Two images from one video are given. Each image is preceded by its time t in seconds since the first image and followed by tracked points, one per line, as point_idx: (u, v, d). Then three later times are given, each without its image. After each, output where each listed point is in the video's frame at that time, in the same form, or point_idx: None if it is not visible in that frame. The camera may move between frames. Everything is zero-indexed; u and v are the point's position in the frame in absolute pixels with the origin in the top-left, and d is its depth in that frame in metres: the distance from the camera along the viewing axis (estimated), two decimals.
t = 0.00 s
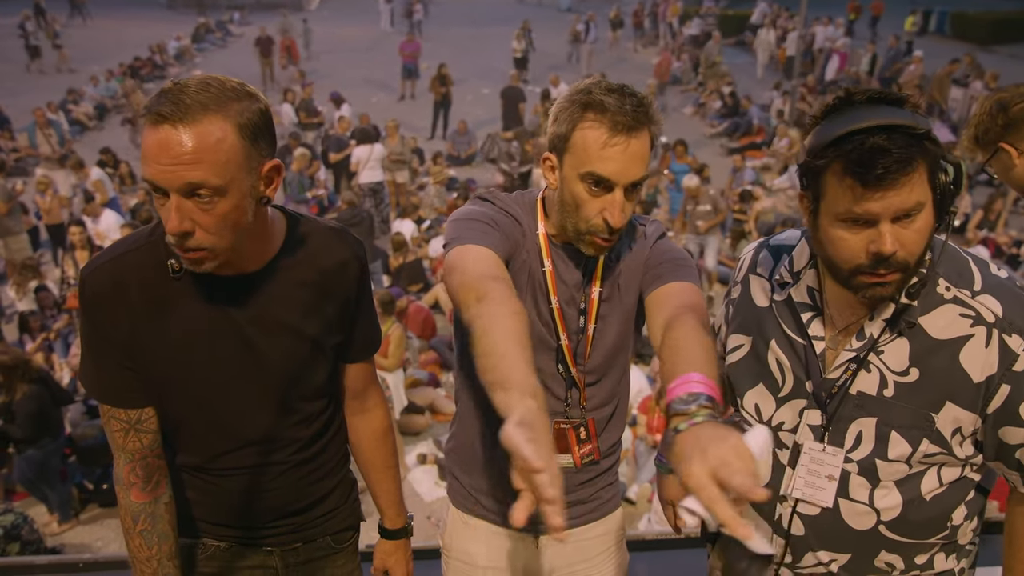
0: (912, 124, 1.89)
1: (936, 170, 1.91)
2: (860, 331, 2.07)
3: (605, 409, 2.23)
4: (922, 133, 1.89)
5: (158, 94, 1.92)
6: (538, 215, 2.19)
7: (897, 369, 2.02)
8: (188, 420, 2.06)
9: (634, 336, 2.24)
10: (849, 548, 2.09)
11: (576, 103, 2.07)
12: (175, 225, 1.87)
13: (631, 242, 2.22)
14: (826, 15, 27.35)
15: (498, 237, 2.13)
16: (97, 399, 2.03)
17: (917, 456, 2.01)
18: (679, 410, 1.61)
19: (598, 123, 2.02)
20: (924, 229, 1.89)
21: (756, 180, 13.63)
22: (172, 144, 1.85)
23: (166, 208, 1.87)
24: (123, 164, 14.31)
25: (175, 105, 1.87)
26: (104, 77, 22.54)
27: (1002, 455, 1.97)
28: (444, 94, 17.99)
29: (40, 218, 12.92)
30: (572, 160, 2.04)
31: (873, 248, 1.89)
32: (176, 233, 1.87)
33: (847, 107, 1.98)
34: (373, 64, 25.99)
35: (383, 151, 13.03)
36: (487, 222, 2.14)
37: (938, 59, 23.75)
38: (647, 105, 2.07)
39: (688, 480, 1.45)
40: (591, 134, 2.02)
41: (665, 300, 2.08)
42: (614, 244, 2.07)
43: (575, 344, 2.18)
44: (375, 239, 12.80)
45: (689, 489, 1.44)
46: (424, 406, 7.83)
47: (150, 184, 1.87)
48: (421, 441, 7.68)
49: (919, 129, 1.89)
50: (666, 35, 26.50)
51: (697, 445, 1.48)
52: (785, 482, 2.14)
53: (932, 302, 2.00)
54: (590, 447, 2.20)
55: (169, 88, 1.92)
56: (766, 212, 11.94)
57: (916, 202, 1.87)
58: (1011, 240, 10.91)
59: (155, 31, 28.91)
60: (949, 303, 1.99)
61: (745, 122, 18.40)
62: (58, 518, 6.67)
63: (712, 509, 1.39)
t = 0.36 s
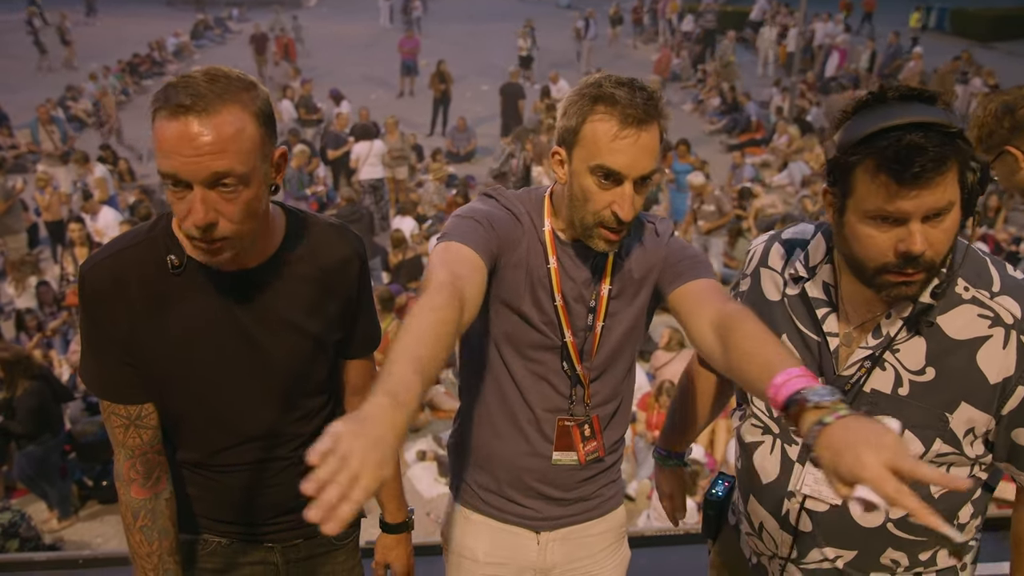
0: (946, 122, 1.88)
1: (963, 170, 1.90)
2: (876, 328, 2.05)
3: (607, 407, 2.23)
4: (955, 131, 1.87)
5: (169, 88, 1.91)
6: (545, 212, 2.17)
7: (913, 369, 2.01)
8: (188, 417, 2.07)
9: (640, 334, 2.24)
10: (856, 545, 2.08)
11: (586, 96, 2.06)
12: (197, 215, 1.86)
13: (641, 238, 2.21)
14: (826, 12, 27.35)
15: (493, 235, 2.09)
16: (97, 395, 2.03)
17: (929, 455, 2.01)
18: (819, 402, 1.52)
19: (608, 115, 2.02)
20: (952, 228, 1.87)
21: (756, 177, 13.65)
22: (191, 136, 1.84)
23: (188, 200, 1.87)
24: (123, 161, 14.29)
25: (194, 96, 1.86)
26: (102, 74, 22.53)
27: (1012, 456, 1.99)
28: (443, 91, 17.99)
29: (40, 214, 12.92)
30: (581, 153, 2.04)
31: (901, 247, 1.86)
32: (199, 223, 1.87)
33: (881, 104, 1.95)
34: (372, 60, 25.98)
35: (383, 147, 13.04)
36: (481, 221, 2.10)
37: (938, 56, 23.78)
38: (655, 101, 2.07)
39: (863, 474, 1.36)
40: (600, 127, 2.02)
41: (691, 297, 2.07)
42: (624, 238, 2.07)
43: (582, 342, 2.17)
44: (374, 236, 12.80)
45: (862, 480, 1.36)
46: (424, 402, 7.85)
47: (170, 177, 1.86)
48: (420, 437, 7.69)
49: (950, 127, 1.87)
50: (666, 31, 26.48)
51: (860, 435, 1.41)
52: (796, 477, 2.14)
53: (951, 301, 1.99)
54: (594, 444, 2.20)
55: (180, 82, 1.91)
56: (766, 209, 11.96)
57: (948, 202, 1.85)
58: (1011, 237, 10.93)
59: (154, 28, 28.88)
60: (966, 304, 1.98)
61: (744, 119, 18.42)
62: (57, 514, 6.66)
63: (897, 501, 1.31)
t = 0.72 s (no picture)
0: (972, 125, 1.87)
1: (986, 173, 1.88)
2: (891, 330, 2.06)
3: (608, 407, 2.24)
4: (979, 134, 1.86)
5: (192, 79, 1.92)
6: (547, 212, 2.17)
7: (927, 372, 2.01)
8: (190, 417, 2.07)
9: (643, 334, 2.24)
10: (864, 547, 2.08)
11: (589, 97, 2.07)
12: (230, 204, 1.88)
13: (643, 239, 2.21)
14: (826, 11, 27.36)
15: (489, 234, 2.08)
16: (98, 394, 2.03)
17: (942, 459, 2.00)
18: (851, 401, 1.49)
19: (612, 116, 2.02)
20: (974, 233, 1.86)
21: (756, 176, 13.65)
22: (227, 125, 1.87)
23: (220, 189, 1.88)
24: (123, 161, 14.29)
25: (227, 88, 1.90)
26: (102, 74, 22.54)
27: None
28: (443, 90, 18.00)
29: (39, 214, 12.93)
30: (585, 153, 2.04)
31: (924, 251, 1.86)
32: (227, 214, 1.88)
33: (907, 105, 1.95)
34: (372, 60, 25.99)
35: (383, 146, 13.05)
36: (478, 222, 2.08)
37: (937, 56, 23.82)
38: (658, 100, 2.07)
39: (901, 471, 1.32)
40: (604, 128, 2.02)
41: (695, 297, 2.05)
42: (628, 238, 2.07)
43: (584, 342, 2.17)
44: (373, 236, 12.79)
45: (901, 478, 1.31)
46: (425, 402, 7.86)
47: (199, 168, 1.86)
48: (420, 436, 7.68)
49: (974, 130, 1.86)
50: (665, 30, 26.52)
51: (898, 434, 1.37)
52: (805, 478, 2.13)
53: (969, 305, 1.99)
54: (597, 444, 2.20)
55: (203, 74, 1.93)
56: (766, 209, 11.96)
57: (972, 207, 1.83)
58: (1011, 236, 10.95)
59: (153, 28, 28.89)
60: (984, 308, 1.98)
61: (743, 117, 18.45)
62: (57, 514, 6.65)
63: (936, 497, 1.26)
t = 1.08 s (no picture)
0: (976, 126, 1.86)
1: (989, 174, 1.89)
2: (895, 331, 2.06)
3: (604, 403, 2.24)
4: (983, 134, 1.86)
5: (200, 75, 1.92)
6: (541, 211, 2.16)
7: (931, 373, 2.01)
8: (188, 415, 2.07)
9: (637, 331, 2.24)
10: (867, 548, 2.09)
11: (585, 99, 2.06)
12: (237, 197, 1.88)
13: (636, 235, 2.18)
14: (822, 10, 27.42)
15: (485, 231, 2.06)
16: (97, 394, 2.02)
17: (944, 461, 2.00)
18: (854, 335, 1.50)
19: (607, 119, 2.02)
20: (977, 232, 1.86)
21: (753, 175, 13.67)
22: (236, 118, 1.87)
23: (230, 182, 1.88)
24: (120, 161, 14.25)
25: (236, 82, 1.91)
26: (98, 73, 22.50)
27: None
28: (440, 89, 18.00)
29: (36, 214, 12.90)
30: (580, 155, 2.04)
31: (926, 252, 1.85)
32: (234, 208, 1.88)
33: (911, 105, 1.94)
34: (369, 59, 25.97)
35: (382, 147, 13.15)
36: (473, 218, 2.06)
37: (933, 55, 23.91)
38: (654, 102, 2.07)
39: (911, 391, 1.32)
40: (599, 130, 2.02)
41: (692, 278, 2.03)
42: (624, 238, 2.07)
43: (579, 340, 2.17)
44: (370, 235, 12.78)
45: (911, 397, 1.31)
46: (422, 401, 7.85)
47: (208, 162, 1.87)
48: (418, 435, 7.68)
49: (977, 130, 1.86)
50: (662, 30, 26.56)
51: (905, 355, 1.38)
52: (809, 480, 2.13)
53: (972, 305, 1.98)
54: (594, 441, 2.20)
55: (211, 70, 1.94)
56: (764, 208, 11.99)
57: (975, 206, 1.84)
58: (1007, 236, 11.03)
59: (150, 27, 28.85)
60: (987, 309, 1.98)
61: (740, 116, 18.48)
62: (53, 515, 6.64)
63: (949, 410, 1.26)
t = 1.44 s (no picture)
0: (963, 125, 1.88)
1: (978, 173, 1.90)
2: (886, 331, 2.07)
3: (596, 404, 2.24)
4: (971, 134, 1.87)
5: (198, 74, 1.92)
6: (532, 211, 2.17)
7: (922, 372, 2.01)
8: (182, 416, 2.06)
9: (629, 331, 2.25)
10: (861, 550, 2.09)
11: (577, 98, 2.07)
12: (237, 196, 1.89)
13: (629, 236, 2.20)
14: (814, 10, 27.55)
15: (478, 232, 2.07)
16: (89, 397, 2.01)
17: (936, 461, 2.00)
18: (843, 342, 1.52)
19: (600, 117, 2.02)
20: (966, 229, 1.87)
21: (746, 175, 13.71)
22: (236, 117, 1.87)
23: (231, 181, 1.88)
24: (112, 162, 14.20)
25: (236, 81, 1.91)
26: (90, 75, 22.45)
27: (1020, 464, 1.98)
28: (433, 91, 18.00)
29: (27, 216, 12.84)
30: (572, 154, 2.04)
31: (915, 251, 1.87)
32: (235, 208, 1.88)
33: (899, 104, 1.95)
34: (362, 60, 25.96)
35: (372, 148, 13.03)
36: (467, 218, 2.07)
37: (925, 56, 24.03)
38: (645, 100, 2.07)
39: (897, 399, 1.33)
40: (592, 129, 2.02)
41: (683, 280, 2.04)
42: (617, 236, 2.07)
43: (571, 340, 2.17)
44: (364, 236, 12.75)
45: (897, 405, 1.32)
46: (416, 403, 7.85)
47: (208, 162, 1.87)
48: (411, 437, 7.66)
49: (965, 130, 1.87)
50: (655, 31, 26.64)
51: (894, 362, 1.39)
52: (803, 482, 2.13)
53: (962, 305, 1.99)
54: (586, 442, 2.20)
55: (209, 70, 1.93)
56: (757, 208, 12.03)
57: (963, 205, 1.85)
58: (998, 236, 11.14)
59: (142, 29, 28.78)
60: (978, 308, 1.98)
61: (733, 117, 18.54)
62: (45, 518, 6.63)
63: (935, 418, 1.27)
